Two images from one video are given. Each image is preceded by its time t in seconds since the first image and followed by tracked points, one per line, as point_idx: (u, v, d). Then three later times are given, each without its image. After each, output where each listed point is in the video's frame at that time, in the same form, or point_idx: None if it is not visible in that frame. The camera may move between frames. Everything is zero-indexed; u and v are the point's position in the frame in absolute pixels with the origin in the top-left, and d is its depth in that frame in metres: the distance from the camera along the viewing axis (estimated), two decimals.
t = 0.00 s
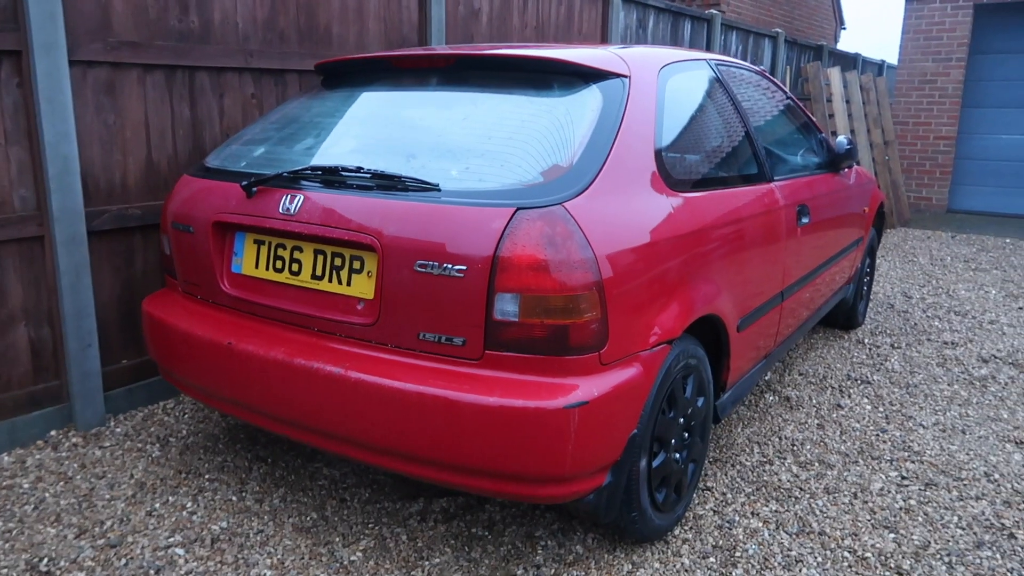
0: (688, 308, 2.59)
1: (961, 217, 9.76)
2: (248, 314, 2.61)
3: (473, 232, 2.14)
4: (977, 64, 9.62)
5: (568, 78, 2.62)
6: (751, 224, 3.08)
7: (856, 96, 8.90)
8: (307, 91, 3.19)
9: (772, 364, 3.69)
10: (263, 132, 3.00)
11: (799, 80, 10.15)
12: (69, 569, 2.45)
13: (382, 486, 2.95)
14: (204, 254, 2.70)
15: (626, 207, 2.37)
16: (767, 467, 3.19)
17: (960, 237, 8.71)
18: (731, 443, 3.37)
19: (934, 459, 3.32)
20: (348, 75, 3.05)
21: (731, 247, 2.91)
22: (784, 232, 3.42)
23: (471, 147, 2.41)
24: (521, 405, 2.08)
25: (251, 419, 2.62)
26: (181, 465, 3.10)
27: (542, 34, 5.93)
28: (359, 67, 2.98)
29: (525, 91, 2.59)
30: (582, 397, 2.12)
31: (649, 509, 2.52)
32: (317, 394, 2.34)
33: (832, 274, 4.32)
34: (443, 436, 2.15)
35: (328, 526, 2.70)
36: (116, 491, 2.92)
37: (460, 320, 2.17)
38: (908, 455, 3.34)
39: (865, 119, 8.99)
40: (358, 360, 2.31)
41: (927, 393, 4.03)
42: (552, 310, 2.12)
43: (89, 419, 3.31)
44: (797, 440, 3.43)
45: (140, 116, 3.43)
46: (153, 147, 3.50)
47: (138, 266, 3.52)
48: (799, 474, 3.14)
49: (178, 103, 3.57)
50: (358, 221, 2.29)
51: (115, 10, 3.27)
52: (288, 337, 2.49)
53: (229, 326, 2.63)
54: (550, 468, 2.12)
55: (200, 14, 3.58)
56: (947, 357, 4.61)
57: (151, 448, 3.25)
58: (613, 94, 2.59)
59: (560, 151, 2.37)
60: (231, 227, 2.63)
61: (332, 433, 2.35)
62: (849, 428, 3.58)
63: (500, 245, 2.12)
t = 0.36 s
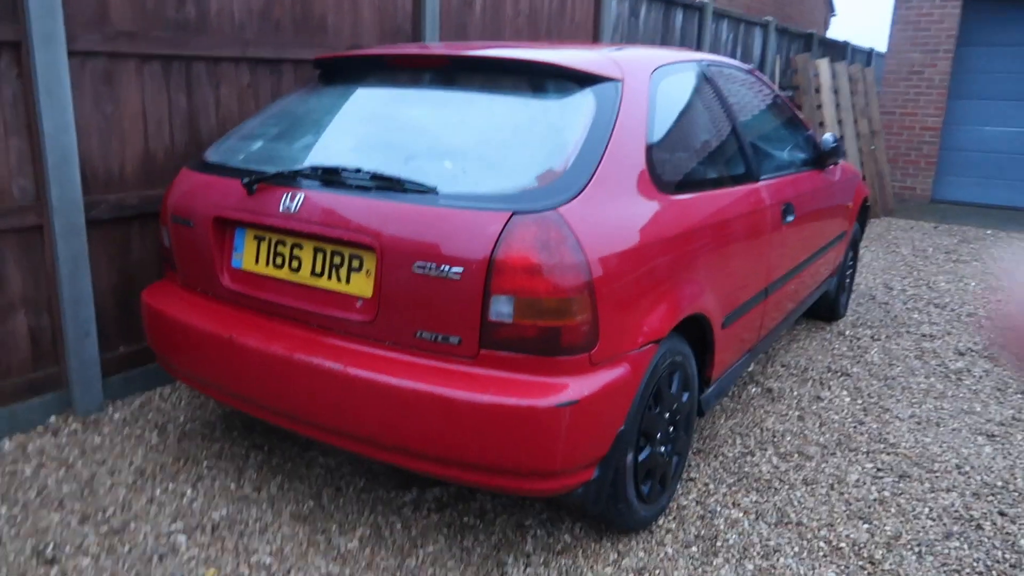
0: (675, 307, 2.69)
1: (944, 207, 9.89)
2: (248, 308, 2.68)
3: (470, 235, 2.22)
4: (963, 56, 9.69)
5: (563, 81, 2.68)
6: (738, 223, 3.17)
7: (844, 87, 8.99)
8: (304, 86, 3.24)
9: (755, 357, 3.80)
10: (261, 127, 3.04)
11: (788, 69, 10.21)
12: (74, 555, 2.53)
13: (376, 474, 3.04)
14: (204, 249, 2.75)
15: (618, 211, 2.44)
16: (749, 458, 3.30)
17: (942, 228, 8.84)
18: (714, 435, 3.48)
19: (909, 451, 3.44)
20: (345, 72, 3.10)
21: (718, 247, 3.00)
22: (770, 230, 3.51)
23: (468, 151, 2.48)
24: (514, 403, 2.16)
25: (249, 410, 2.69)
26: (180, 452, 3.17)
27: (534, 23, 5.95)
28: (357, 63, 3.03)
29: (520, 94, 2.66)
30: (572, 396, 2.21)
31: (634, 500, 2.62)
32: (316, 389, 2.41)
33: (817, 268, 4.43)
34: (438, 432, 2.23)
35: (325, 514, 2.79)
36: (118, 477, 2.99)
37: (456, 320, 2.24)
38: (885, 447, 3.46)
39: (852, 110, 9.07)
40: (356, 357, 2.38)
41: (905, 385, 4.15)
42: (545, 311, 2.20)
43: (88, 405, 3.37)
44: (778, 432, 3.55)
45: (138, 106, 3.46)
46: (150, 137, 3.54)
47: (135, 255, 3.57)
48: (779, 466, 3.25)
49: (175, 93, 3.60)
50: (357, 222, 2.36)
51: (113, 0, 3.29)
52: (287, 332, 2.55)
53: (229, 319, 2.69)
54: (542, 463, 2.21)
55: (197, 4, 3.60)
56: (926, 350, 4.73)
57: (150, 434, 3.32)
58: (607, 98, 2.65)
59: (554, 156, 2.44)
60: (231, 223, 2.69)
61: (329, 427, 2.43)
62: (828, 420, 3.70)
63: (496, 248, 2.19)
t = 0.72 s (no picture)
0: (618, 336, 2.80)
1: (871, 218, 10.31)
2: (198, 356, 2.69)
3: (418, 278, 2.29)
4: (881, 73, 10.06)
5: (501, 123, 2.78)
6: (674, 250, 3.31)
7: (770, 107, 9.35)
8: (246, 131, 3.27)
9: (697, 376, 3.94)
10: (204, 175, 3.07)
11: (717, 90, 10.56)
12: None
13: (333, 514, 3.06)
14: (151, 299, 2.76)
15: (559, 247, 2.55)
16: (697, 475, 3.42)
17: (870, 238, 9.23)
18: (662, 454, 3.59)
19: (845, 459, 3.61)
20: (286, 117, 3.15)
21: (656, 274, 3.13)
22: (705, 253, 3.66)
23: (413, 196, 2.56)
24: (467, 439, 2.23)
25: (202, 459, 2.69)
26: (131, 504, 3.14)
27: (470, 56, 6.08)
28: (298, 109, 3.09)
29: (460, 136, 2.75)
30: (523, 429, 2.29)
31: (588, 525, 2.70)
32: (271, 435, 2.43)
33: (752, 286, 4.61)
34: (394, 472, 2.28)
35: (283, 557, 2.80)
36: (67, 534, 2.95)
37: (408, 361, 2.30)
38: (823, 456, 3.63)
39: (779, 129, 9.43)
40: (309, 401, 2.41)
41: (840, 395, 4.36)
42: (493, 348, 2.28)
43: (34, 460, 3.32)
44: (723, 448, 3.68)
45: (76, 156, 3.44)
46: (89, 186, 3.52)
47: (77, 305, 3.53)
48: (725, 481, 3.38)
49: (114, 141, 3.59)
50: (306, 269, 2.41)
51: (47, 51, 3.28)
52: (238, 379, 2.57)
53: (179, 369, 2.69)
54: (497, 495, 2.28)
55: (133, 52, 3.61)
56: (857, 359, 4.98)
57: (98, 487, 3.27)
58: (543, 139, 2.77)
59: (495, 198, 2.54)
60: (178, 273, 2.70)
61: (285, 471, 2.45)
62: (769, 433, 3.85)
63: (444, 289, 2.27)
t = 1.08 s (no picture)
0: (591, 331, 2.82)
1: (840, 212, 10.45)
2: (170, 353, 2.67)
3: (392, 274, 2.29)
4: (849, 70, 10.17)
5: (474, 120, 2.79)
6: (646, 246, 3.34)
7: (740, 102, 9.44)
8: (217, 126, 3.25)
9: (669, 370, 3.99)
10: (174, 170, 3.04)
11: (689, 86, 10.64)
12: None
13: (308, 510, 3.06)
14: (121, 296, 2.74)
15: (533, 244, 2.57)
16: (669, 467, 3.47)
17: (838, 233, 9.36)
18: (635, 447, 3.64)
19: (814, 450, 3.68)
20: (258, 112, 3.13)
21: (629, 270, 3.16)
22: (677, 248, 3.70)
23: (387, 192, 2.56)
24: (442, 434, 2.25)
25: (175, 456, 2.67)
26: (101, 502, 3.11)
27: (443, 51, 6.06)
28: (270, 104, 3.07)
29: (434, 133, 2.75)
30: (499, 423, 2.31)
31: (562, 517, 2.73)
32: (245, 432, 2.43)
33: (723, 281, 4.67)
34: (370, 467, 2.29)
35: (258, 554, 2.79)
36: (35, 533, 2.91)
37: (383, 357, 2.31)
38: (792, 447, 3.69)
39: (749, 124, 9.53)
40: (284, 397, 2.41)
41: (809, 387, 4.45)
42: (468, 344, 2.29)
43: None
44: (694, 440, 3.73)
45: (42, 151, 3.39)
46: (55, 181, 3.47)
47: (44, 302, 3.49)
48: (697, 473, 3.43)
49: (81, 135, 3.54)
50: (281, 265, 2.41)
51: (11, 45, 3.22)
52: (211, 376, 2.56)
53: (150, 366, 2.67)
54: (472, 489, 2.30)
55: (100, 45, 3.56)
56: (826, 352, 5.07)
57: (67, 486, 3.23)
58: (517, 136, 2.79)
59: (469, 194, 2.55)
60: (149, 270, 2.68)
61: (259, 468, 2.44)
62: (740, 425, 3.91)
63: (419, 285, 2.27)
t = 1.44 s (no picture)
0: (575, 326, 2.83)
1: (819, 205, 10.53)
2: (152, 352, 2.65)
3: (376, 271, 2.29)
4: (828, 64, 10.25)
5: (455, 116, 2.79)
6: (628, 241, 3.36)
7: (720, 96, 9.48)
8: (196, 123, 3.22)
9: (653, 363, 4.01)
10: (153, 168, 3.02)
11: (669, 80, 10.68)
12: None
13: (293, 508, 3.05)
14: (101, 295, 2.71)
15: (516, 240, 2.57)
16: (654, 459, 3.49)
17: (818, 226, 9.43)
18: (619, 440, 3.66)
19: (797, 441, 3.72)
20: (238, 109, 3.11)
21: (611, 265, 3.17)
22: (659, 243, 3.72)
23: (369, 188, 2.56)
24: (427, 430, 2.25)
25: (158, 456, 2.66)
26: (83, 503, 3.09)
27: (424, 46, 6.05)
28: (250, 101, 3.05)
29: (415, 129, 2.75)
30: (484, 418, 2.31)
31: (548, 511, 2.74)
32: (228, 430, 2.42)
33: (705, 274, 4.70)
34: (355, 464, 2.28)
35: (243, 552, 2.78)
36: (16, 536, 2.89)
37: (367, 354, 2.30)
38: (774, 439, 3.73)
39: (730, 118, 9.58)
40: (268, 395, 2.40)
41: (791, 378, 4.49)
42: (453, 340, 2.30)
43: None
44: (678, 432, 3.76)
45: (18, 149, 3.35)
46: (32, 180, 3.43)
47: (22, 302, 3.45)
48: (681, 465, 3.45)
49: (57, 133, 3.50)
50: (263, 264, 2.40)
51: None
52: (194, 375, 2.55)
53: (132, 365, 2.65)
54: (457, 485, 2.30)
55: (75, 42, 3.52)
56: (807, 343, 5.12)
57: (48, 488, 3.21)
58: (499, 132, 2.79)
59: (452, 190, 2.55)
60: (129, 268, 2.66)
61: (244, 467, 2.44)
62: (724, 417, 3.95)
63: (403, 282, 2.27)
